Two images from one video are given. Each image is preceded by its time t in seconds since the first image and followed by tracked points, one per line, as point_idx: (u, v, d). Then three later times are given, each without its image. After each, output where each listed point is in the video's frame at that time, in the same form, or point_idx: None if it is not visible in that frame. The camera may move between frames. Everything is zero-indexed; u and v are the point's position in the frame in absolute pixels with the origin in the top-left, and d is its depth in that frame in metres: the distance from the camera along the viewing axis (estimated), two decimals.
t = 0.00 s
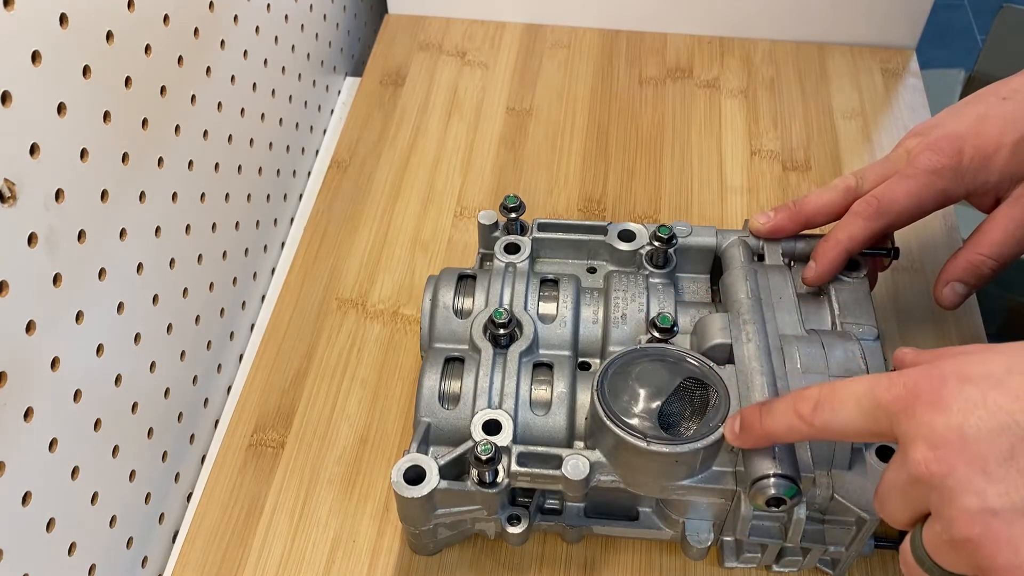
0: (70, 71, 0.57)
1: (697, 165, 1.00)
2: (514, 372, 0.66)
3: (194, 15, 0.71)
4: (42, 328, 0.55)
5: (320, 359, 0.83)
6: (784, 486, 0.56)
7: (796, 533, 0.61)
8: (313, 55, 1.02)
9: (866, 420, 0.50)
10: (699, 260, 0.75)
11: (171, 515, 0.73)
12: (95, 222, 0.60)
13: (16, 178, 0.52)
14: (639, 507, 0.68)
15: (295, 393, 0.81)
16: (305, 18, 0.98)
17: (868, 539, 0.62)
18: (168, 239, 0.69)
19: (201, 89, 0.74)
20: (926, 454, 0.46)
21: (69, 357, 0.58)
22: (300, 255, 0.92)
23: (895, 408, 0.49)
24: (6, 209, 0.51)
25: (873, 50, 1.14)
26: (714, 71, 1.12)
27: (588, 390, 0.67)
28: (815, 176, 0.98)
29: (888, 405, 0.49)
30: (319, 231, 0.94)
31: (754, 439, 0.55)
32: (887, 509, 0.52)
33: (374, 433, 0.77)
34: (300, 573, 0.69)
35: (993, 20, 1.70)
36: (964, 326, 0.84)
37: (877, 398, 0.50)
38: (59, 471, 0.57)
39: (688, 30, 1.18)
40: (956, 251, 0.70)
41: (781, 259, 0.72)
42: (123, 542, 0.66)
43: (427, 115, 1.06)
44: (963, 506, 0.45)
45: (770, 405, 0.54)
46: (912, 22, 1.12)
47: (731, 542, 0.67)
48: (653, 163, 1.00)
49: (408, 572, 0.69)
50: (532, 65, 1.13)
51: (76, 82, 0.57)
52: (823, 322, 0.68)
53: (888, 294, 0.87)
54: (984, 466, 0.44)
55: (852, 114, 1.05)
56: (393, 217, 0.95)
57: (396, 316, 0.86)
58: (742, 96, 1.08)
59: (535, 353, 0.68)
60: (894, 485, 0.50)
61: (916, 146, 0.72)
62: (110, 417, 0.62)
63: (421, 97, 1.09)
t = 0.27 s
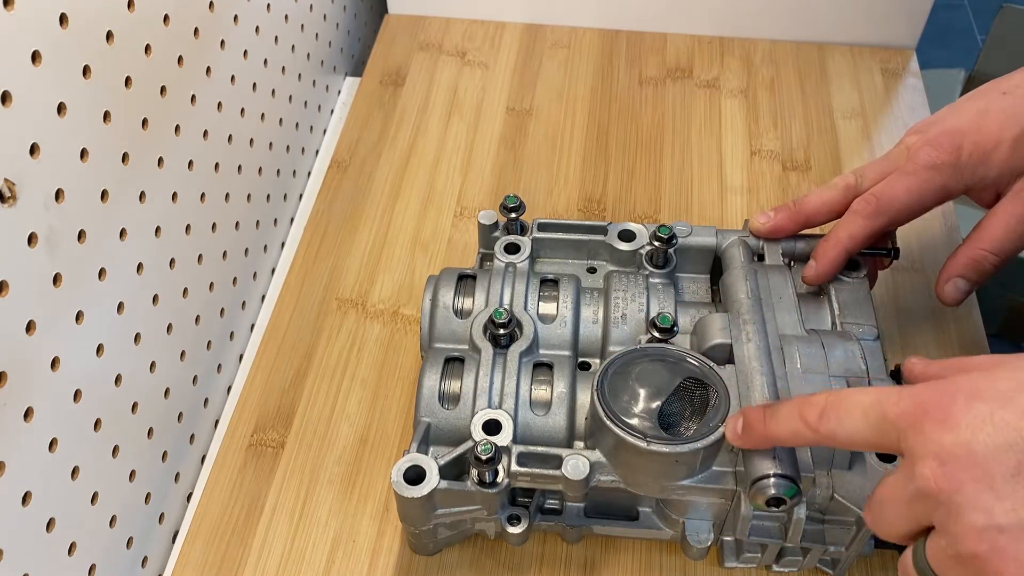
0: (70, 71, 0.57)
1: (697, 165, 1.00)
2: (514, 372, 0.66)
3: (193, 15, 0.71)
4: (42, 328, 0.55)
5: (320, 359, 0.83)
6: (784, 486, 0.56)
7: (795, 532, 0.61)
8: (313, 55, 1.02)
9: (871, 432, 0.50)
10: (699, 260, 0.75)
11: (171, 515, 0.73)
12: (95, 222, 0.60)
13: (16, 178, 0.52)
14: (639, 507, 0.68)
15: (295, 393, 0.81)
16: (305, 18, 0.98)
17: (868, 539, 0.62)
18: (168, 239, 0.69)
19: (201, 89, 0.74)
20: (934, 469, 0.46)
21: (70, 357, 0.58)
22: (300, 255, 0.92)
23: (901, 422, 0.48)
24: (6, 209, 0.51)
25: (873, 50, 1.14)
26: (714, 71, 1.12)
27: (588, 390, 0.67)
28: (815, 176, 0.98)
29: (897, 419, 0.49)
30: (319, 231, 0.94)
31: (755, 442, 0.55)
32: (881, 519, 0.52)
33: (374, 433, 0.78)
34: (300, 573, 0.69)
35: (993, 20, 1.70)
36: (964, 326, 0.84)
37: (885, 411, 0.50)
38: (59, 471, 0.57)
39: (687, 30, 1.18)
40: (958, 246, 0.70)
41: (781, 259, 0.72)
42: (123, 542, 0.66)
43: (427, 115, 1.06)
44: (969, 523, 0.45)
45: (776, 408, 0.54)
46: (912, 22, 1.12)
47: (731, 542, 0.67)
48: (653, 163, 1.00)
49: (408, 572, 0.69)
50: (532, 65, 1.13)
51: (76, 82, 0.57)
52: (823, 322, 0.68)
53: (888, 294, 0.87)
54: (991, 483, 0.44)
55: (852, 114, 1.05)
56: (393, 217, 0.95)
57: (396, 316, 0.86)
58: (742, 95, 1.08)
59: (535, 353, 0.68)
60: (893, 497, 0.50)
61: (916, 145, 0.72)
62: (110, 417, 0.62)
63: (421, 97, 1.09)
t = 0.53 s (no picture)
0: (70, 71, 0.57)
1: (697, 165, 1.00)
2: (514, 372, 0.66)
3: (193, 15, 0.71)
4: (42, 328, 0.55)
5: (320, 359, 0.83)
6: (784, 486, 0.56)
7: (796, 532, 0.61)
8: (313, 55, 1.02)
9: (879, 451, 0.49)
10: (699, 260, 0.75)
11: (171, 515, 0.73)
12: (95, 222, 0.60)
13: (16, 178, 0.52)
14: (639, 507, 0.68)
15: (295, 393, 0.81)
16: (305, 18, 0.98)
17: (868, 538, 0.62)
18: (168, 239, 0.69)
19: (201, 89, 0.74)
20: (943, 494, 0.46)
21: (70, 357, 0.58)
22: (300, 255, 0.92)
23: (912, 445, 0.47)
24: (6, 209, 0.51)
25: (873, 50, 1.14)
26: (714, 71, 1.12)
27: (588, 389, 0.67)
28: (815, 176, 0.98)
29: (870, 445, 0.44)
30: (319, 231, 0.94)
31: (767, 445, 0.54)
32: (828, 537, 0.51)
33: (374, 433, 0.78)
34: (300, 573, 0.69)
35: (993, 20, 1.70)
36: (964, 326, 0.85)
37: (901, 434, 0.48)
38: (59, 471, 0.57)
39: (687, 30, 1.18)
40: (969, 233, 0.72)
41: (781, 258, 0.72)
42: (123, 542, 0.66)
43: (427, 115, 1.06)
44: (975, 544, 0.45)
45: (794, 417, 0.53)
46: (912, 21, 1.12)
47: (731, 542, 0.67)
48: (653, 163, 1.00)
49: (408, 572, 0.69)
50: (532, 64, 1.13)
51: (76, 82, 0.57)
52: (823, 322, 0.68)
53: (888, 294, 0.87)
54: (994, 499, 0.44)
55: (853, 114, 1.05)
56: (393, 217, 0.95)
57: (396, 316, 0.86)
58: (742, 95, 1.08)
59: (535, 353, 0.68)
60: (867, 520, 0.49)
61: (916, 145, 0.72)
62: (110, 417, 0.62)
63: (421, 97, 1.09)
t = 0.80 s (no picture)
0: (70, 70, 0.57)
1: (697, 165, 1.00)
2: (514, 371, 0.66)
3: (193, 15, 0.71)
4: (42, 328, 0.55)
5: (320, 359, 0.83)
6: (784, 486, 0.56)
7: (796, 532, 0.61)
8: (313, 55, 1.02)
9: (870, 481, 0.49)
10: (699, 260, 0.75)
11: (171, 515, 0.73)
12: (95, 222, 0.60)
13: (16, 178, 0.52)
14: (639, 507, 0.68)
15: (295, 393, 0.81)
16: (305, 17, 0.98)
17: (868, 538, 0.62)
18: (168, 239, 0.69)
19: (201, 89, 0.74)
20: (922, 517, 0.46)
21: (69, 357, 0.58)
22: (300, 255, 0.92)
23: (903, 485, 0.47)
24: (6, 209, 0.51)
25: (872, 50, 1.14)
26: (714, 71, 1.12)
27: (588, 389, 0.67)
28: (815, 176, 0.98)
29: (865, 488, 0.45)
30: (319, 231, 0.94)
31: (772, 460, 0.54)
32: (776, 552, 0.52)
33: (374, 433, 0.78)
34: (300, 573, 0.69)
35: (993, 21, 1.70)
36: (964, 327, 0.85)
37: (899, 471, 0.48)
38: (59, 471, 0.57)
39: (687, 30, 1.18)
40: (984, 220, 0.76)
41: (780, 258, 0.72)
42: (123, 542, 0.65)
43: (427, 115, 1.06)
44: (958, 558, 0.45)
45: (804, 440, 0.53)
46: (911, 22, 1.12)
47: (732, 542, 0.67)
48: (653, 163, 1.00)
49: (408, 572, 0.69)
50: (532, 64, 1.13)
51: (76, 82, 0.57)
52: (823, 322, 0.68)
53: (888, 295, 0.87)
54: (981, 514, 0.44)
55: (852, 114, 1.05)
56: (393, 217, 0.95)
57: (396, 316, 0.86)
58: (742, 95, 1.08)
59: (535, 353, 0.68)
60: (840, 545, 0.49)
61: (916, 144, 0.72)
62: (109, 417, 0.62)
63: (421, 97, 1.09)
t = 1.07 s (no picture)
0: (70, 70, 0.57)
1: (697, 165, 1.00)
2: (514, 372, 0.66)
3: (193, 15, 0.71)
4: (42, 329, 0.55)
5: (320, 359, 0.83)
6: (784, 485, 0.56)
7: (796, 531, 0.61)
8: (313, 55, 1.02)
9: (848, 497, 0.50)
10: (699, 260, 0.75)
11: (171, 515, 0.73)
12: (95, 222, 0.60)
13: (17, 178, 0.52)
14: (639, 507, 0.68)
15: (295, 393, 0.81)
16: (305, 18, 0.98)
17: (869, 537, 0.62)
18: (167, 239, 0.69)
19: (201, 89, 0.74)
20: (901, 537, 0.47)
21: (69, 357, 0.58)
22: (300, 255, 0.92)
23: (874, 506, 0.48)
24: (6, 209, 0.51)
25: (872, 50, 1.14)
26: (714, 71, 1.12)
27: (588, 389, 0.67)
28: (815, 176, 0.98)
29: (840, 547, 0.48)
30: (319, 231, 0.94)
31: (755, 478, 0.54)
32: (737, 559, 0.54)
33: (374, 433, 0.78)
34: (300, 573, 0.69)
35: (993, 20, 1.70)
36: (964, 326, 0.85)
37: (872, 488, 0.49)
38: (58, 471, 0.57)
39: (687, 30, 1.18)
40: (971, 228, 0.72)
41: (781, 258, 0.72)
42: (123, 542, 0.65)
43: (427, 115, 1.06)
44: None
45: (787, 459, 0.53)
46: (911, 21, 1.12)
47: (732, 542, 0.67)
48: (653, 163, 1.00)
49: (408, 572, 0.69)
50: (532, 65, 1.13)
51: (76, 82, 0.57)
52: (823, 322, 0.68)
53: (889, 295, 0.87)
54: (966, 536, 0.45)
55: (852, 114, 1.05)
56: (393, 217, 0.95)
57: (396, 316, 0.86)
58: (742, 95, 1.08)
59: (535, 353, 0.68)
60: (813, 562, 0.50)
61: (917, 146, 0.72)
62: (109, 417, 0.62)
63: (421, 97, 1.09)
